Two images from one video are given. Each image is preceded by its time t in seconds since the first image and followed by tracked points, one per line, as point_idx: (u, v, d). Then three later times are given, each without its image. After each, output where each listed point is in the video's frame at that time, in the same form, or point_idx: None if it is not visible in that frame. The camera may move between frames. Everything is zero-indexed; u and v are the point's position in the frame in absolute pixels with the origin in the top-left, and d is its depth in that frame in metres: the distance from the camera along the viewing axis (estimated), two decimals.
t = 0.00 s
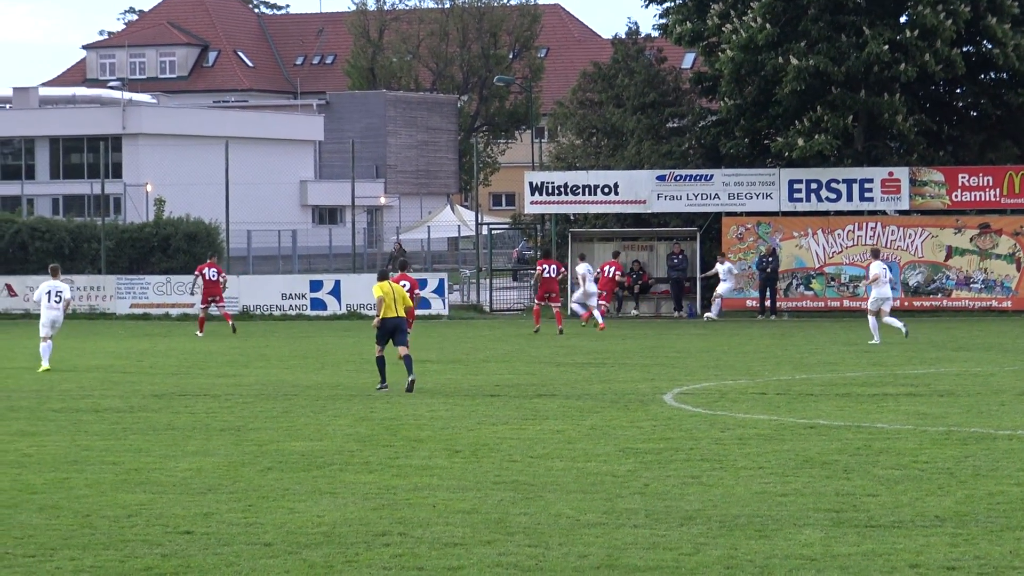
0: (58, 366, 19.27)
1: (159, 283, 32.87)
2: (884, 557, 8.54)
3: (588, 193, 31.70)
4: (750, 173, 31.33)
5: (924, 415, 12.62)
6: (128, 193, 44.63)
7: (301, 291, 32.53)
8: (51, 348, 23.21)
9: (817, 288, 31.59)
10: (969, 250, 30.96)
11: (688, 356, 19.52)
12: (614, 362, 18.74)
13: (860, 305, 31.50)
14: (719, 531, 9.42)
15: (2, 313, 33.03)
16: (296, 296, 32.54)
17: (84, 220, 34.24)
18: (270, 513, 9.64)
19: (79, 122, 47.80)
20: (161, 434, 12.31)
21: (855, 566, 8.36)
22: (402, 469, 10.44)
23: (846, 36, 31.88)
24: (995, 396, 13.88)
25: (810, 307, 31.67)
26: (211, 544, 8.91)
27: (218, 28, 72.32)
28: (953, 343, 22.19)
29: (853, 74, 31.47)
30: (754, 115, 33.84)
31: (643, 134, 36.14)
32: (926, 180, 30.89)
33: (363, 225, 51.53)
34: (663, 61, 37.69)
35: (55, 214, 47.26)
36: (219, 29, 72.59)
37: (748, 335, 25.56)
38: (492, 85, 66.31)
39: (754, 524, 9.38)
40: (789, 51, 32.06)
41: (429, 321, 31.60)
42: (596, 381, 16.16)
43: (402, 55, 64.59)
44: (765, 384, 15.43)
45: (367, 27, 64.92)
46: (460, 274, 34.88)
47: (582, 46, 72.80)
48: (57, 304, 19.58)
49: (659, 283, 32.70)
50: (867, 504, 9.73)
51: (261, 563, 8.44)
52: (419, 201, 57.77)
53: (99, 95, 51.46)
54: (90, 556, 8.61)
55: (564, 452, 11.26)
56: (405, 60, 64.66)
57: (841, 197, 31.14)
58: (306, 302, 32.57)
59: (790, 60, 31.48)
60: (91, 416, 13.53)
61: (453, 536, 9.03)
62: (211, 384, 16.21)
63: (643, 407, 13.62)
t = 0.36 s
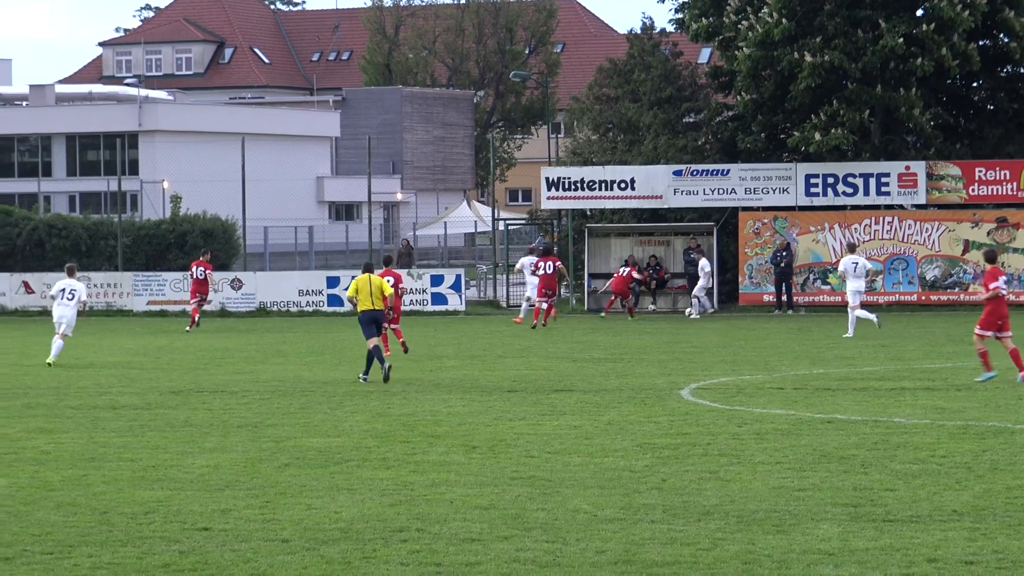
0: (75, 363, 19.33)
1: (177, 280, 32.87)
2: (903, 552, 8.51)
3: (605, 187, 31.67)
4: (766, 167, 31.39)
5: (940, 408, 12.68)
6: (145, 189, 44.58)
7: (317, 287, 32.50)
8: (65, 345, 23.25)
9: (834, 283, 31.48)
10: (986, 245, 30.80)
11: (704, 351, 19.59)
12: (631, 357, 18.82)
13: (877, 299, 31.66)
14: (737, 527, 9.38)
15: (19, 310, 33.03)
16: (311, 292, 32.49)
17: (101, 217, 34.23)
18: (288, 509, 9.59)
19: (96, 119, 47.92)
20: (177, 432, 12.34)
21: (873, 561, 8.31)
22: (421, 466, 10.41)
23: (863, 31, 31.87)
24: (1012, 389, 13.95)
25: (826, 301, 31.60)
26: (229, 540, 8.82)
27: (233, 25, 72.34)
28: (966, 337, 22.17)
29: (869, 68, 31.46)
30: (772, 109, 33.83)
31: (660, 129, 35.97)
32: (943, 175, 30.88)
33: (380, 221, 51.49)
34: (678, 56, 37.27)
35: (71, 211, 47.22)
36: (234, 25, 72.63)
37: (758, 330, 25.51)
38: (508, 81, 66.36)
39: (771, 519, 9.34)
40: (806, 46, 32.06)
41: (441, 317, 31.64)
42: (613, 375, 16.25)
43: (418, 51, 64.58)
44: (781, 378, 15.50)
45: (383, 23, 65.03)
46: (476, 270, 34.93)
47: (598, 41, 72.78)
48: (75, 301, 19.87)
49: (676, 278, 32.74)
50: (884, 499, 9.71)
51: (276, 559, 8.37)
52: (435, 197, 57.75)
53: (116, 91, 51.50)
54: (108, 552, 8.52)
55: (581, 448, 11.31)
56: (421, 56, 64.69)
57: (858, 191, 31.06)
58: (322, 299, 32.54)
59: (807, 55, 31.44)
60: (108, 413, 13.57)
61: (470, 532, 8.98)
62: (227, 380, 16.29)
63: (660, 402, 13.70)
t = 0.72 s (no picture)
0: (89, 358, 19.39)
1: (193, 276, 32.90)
2: (919, 546, 8.50)
3: (621, 182, 31.62)
4: (781, 162, 31.36)
5: (956, 403, 12.69)
6: (161, 185, 44.63)
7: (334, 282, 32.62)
8: (79, 341, 23.32)
9: (850, 277, 31.53)
10: (1002, 239, 30.88)
11: (718, 346, 19.63)
12: (645, 352, 18.86)
13: (894, 294, 31.48)
14: (754, 522, 9.37)
15: (36, 306, 33.12)
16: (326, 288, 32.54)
17: (118, 214, 34.39)
18: (305, 504, 9.58)
19: (111, 114, 48.08)
20: (193, 427, 12.38)
21: (890, 556, 8.30)
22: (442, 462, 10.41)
23: (878, 25, 31.83)
24: None
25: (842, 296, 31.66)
26: (246, 536, 8.79)
27: (248, 20, 72.39)
28: (978, 331, 22.14)
29: (884, 63, 31.42)
30: (787, 105, 33.81)
31: (676, 124, 35.98)
32: (959, 169, 30.89)
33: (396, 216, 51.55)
34: (695, 50, 37.24)
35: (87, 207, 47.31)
36: (250, 20, 72.74)
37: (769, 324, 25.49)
38: (524, 75, 66.35)
39: (788, 515, 9.32)
40: (821, 41, 32.03)
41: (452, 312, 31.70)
42: (628, 371, 16.29)
43: (433, 46, 64.66)
44: (797, 374, 15.54)
45: (398, 18, 65.13)
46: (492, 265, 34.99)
47: (612, 36, 72.85)
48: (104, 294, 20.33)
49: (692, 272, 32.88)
50: (901, 494, 9.71)
51: (293, 554, 8.35)
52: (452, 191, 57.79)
53: (131, 86, 51.57)
54: (125, 548, 8.49)
55: (598, 443, 11.36)
56: (437, 50, 64.76)
57: (874, 185, 31.09)
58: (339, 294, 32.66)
59: (822, 50, 31.42)
60: (125, 409, 13.62)
61: (487, 527, 8.97)
62: (244, 376, 16.35)
63: (675, 396, 13.74)
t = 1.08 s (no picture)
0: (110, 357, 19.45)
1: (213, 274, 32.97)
2: (941, 544, 8.47)
3: (641, 181, 31.59)
4: (802, 159, 31.24)
5: (977, 401, 12.65)
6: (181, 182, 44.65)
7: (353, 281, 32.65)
8: (99, 339, 23.42)
9: (870, 275, 31.50)
10: None
11: (738, 344, 19.60)
12: (665, 350, 18.84)
13: (915, 291, 31.43)
14: (775, 520, 9.35)
15: (56, 304, 33.27)
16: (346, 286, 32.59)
17: (138, 212, 34.55)
18: (325, 502, 9.59)
19: (131, 112, 48.21)
20: (214, 426, 12.42)
21: (912, 554, 8.27)
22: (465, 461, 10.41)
23: (897, 23, 31.73)
24: None
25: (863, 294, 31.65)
26: (267, 534, 8.79)
27: (268, 19, 72.53)
28: (998, 328, 22.05)
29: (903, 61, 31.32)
30: (806, 103, 33.74)
31: (696, 123, 35.94)
32: (978, 166, 30.71)
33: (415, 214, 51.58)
34: (715, 48, 37.16)
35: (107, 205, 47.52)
36: (270, 18, 72.91)
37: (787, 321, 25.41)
38: (544, 74, 66.30)
39: (811, 513, 9.28)
40: (840, 39, 31.94)
41: (470, 310, 31.71)
42: (649, 369, 16.28)
43: (453, 44, 64.90)
44: (818, 372, 15.50)
45: (418, 16, 65.22)
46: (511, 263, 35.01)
47: (631, 34, 72.88)
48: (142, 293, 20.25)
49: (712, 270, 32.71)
50: (922, 492, 9.67)
51: (314, 553, 8.35)
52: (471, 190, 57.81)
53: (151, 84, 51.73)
54: (146, 547, 8.49)
55: (618, 442, 11.36)
56: (457, 48, 64.82)
57: (894, 183, 31.02)
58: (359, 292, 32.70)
59: (841, 48, 31.35)
60: (146, 408, 13.68)
61: (508, 525, 8.97)
62: (265, 374, 16.40)
63: (696, 394, 13.74)
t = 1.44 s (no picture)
0: (151, 356, 19.71)
1: (252, 273, 33.23)
2: (982, 544, 8.44)
3: (680, 180, 31.51)
4: (842, 159, 31.09)
5: (1018, 401, 12.56)
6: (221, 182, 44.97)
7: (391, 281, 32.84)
8: (140, 338, 23.68)
9: (910, 274, 31.35)
10: None
11: (779, 343, 19.53)
12: (705, 349, 18.79)
13: (954, 291, 31.17)
14: (816, 518, 9.34)
15: (97, 304, 33.66)
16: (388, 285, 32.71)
17: (177, 211, 34.92)
18: (367, 502, 9.68)
19: (170, 113, 48.68)
20: (255, 425, 12.56)
21: (954, 554, 8.24)
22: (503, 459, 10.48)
23: (935, 22, 31.52)
24: None
25: (903, 292, 31.47)
26: (308, 533, 8.87)
27: (308, 19, 72.87)
28: None
29: (942, 59, 31.10)
30: (845, 102, 33.58)
31: (735, 122, 35.85)
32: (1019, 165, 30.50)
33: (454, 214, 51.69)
34: (754, 48, 37.05)
35: (147, 205, 47.96)
36: (309, 18, 73.29)
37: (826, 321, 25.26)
38: (583, 74, 66.28)
39: (852, 513, 9.26)
40: (879, 38, 31.77)
41: (509, 310, 31.72)
42: (689, 368, 16.27)
43: (491, 44, 64.88)
44: (859, 371, 15.43)
45: (457, 16, 65.36)
46: (550, 262, 35.04)
47: (670, 33, 72.69)
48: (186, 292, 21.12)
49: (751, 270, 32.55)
50: (963, 491, 9.64)
51: (354, 551, 8.42)
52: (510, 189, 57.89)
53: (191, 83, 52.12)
54: (187, 545, 8.58)
55: (659, 441, 11.40)
56: (495, 48, 64.97)
57: (933, 182, 30.81)
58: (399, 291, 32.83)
59: (880, 48, 31.18)
60: (188, 406, 13.85)
61: (548, 524, 9.03)
62: (306, 373, 16.55)
63: (737, 394, 13.73)
